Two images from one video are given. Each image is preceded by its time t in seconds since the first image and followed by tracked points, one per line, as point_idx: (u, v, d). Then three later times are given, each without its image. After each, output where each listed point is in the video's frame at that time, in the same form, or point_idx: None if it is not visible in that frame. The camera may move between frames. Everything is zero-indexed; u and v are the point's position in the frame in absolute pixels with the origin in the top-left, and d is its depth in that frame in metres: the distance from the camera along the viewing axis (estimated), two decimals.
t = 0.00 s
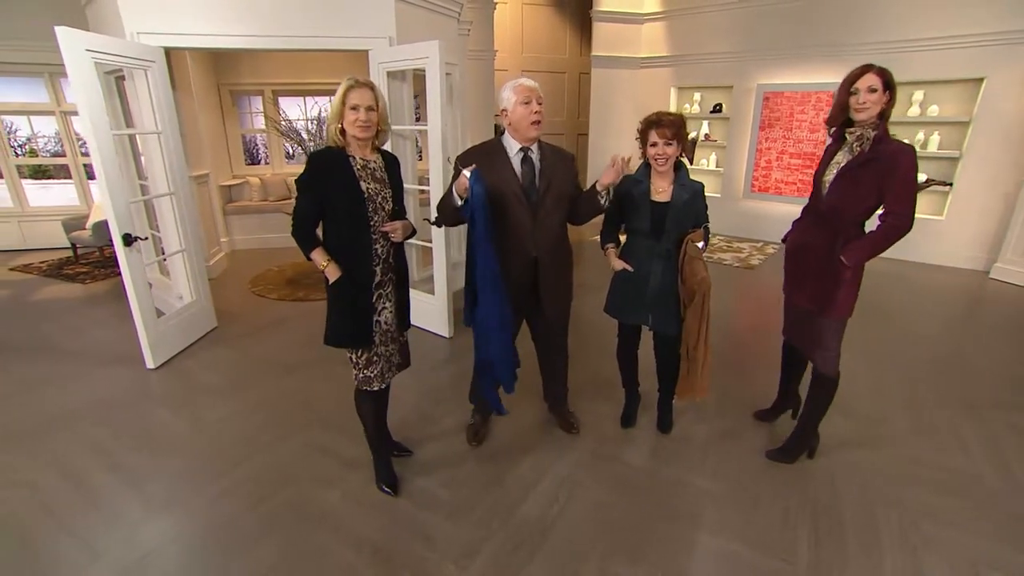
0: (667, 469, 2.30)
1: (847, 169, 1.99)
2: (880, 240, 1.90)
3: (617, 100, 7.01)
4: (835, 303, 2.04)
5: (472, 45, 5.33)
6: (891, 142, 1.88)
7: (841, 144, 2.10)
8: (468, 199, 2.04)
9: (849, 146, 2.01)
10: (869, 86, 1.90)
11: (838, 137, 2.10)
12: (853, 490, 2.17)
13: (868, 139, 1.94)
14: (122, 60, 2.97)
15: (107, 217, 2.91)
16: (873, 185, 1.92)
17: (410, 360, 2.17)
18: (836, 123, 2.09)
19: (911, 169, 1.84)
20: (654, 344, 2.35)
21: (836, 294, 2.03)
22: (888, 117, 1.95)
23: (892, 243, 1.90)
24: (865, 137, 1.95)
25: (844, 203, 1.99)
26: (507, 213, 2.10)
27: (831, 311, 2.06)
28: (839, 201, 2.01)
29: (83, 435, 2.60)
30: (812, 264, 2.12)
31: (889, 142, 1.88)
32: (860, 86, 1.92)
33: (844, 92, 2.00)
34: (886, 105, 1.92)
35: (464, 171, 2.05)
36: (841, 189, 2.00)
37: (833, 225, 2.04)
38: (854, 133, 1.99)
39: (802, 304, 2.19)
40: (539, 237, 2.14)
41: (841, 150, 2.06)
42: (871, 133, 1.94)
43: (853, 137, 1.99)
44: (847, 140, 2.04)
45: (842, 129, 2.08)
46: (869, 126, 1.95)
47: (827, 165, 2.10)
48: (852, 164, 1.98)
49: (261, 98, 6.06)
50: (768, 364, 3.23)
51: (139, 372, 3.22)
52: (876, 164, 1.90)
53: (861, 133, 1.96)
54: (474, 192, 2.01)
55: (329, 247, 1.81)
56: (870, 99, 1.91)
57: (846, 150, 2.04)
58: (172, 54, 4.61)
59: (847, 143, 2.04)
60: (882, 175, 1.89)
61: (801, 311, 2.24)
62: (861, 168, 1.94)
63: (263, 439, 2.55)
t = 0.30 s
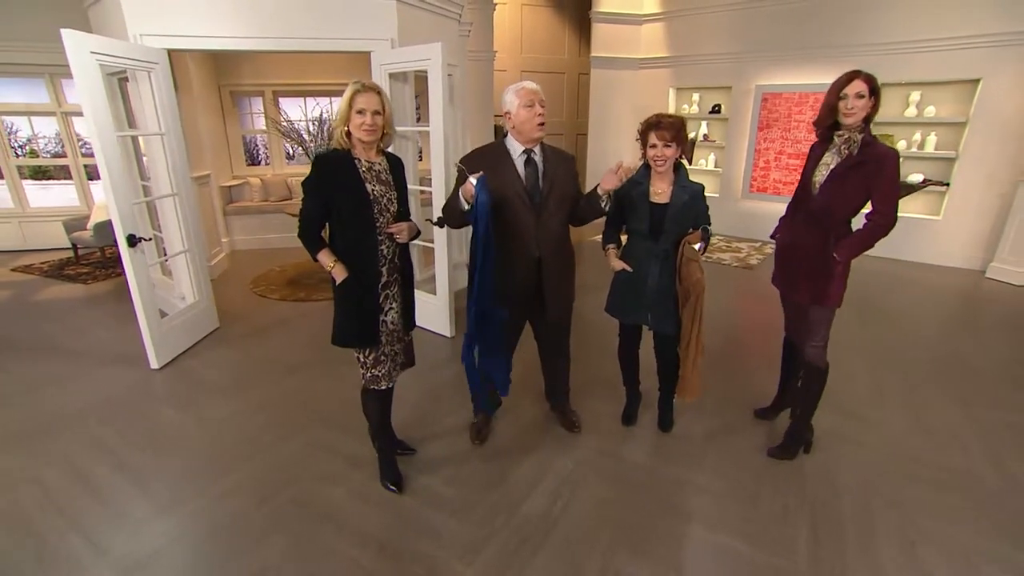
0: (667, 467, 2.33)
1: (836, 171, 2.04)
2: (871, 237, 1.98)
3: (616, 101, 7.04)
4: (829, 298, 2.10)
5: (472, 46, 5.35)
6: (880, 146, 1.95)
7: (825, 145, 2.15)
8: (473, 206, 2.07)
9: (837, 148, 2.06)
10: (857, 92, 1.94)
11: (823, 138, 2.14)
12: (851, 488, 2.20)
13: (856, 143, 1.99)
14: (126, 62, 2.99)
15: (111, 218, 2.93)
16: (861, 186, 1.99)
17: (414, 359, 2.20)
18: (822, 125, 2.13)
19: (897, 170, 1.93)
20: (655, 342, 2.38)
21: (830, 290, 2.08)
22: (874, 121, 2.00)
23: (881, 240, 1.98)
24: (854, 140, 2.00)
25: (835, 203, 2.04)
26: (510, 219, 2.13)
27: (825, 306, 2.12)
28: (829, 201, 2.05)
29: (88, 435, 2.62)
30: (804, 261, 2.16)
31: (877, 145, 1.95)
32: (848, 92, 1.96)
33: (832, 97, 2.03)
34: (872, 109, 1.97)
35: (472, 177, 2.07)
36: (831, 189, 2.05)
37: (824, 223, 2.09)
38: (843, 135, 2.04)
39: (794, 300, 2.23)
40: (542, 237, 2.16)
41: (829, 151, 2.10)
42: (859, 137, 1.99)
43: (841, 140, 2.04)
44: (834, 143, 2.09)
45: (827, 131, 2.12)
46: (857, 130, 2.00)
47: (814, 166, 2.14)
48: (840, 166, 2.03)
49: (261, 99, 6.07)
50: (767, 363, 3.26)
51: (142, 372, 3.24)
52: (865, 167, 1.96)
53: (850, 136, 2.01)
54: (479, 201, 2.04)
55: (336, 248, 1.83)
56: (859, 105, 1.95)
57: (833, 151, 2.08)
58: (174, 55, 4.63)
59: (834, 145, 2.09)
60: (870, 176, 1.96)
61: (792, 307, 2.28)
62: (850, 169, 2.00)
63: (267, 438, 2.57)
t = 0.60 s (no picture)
0: (662, 465, 2.36)
1: (824, 172, 2.09)
2: (861, 235, 2.06)
3: (608, 101, 7.08)
4: (822, 293, 2.15)
5: (465, 47, 5.36)
6: (865, 148, 2.03)
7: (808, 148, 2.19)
8: (473, 212, 2.09)
9: (825, 149, 2.11)
10: (841, 96, 2.02)
11: (805, 142, 2.19)
12: (842, 482, 2.25)
13: (843, 144, 2.07)
14: (118, 63, 2.98)
15: (105, 221, 2.92)
16: (850, 187, 2.05)
17: (415, 359, 2.22)
18: (805, 128, 2.18)
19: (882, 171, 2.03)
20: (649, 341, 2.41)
21: (823, 285, 2.14)
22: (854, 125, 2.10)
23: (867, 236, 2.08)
24: (840, 142, 2.08)
25: (827, 203, 2.08)
26: (508, 223, 2.16)
27: (818, 300, 2.17)
28: (821, 201, 2.09)
29: (82, 437, 2.61)
30: (796, 260, 2.19)
31: (864, 147, 2.03)
32: (833, 97, 2.03)
33: (817, 101, 2.09)
34: (854, 113, 2.06)
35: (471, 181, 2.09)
36: (821, 190, 2.09)
37: (815, 222, 2.13)
38: (829, 137, 2.11)
39: (784, 297, 2.26)
40: (539, 237, 2.19)
41: (814, 153, 2.15)
42: (845, 139, 2.07)
43: (828, 142, 2.10)
44: (818, 146, 2.14)
45: (811, 133, 2.17)
46: (841, 133, 2.09)
47: (801, 168, 2.17)
48: (828, 167, 2.08)
49: (253, 100, 6.05)
50: (759, 361, 3.31)
51: (136, 374, 3.22)
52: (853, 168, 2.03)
53: (836, 138, 2.08)
54: (479, 210, 2.07)
55: (335, 250, 1.84)
56: (843, 109, 2.03)
57: (820, 153, 2.13)
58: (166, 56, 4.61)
59: (819, 147, 2.14)
60: (859, 177, 2.03)
61: (785, 308, 2.29)
62: (839, 170, 2.06)
63: (264, 440, 2.57)
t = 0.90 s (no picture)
0: (652, 460, 2.40)
1: (805, 172, 2.15)
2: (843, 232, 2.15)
3: (591, 102, 7.14)
4: (806, 288, 2.23)
5: (449, 48, 5.36)
6: (844, 149, 2.11)
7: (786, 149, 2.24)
8: (479, 223, 2.10)
9: (806, 150, 2.17)
10: (817, 100, 2.08)
11: (783, 144, 2.25)
12: (825, 473, 2.31)
13: (823, 145, 2.13)
14: (97, 64, 2.93)
15: (86, 225, 2.88)
16: (832, 186, 2.12)
17: (406, 361, 2.22)
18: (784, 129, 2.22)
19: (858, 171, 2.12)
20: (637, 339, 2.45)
21: (808, 281, 2.21)
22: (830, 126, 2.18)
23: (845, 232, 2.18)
24: (819, 143, 2.14)
25: (811, 202, 2.14)
26: (508, 231, 2.17)
27: (801, 295, 2.25)
28: (806, 200, 2.15)
29: (65, 445, 2.56)
30: (782, 258, 2.24)
31: (843, 147, 2.11)
32: (809, 101, 2.09)
33: (795, 103, 2.14)
34: (830, 115, 2.13)
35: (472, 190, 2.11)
36: (805, 189, 2.14)
37: (800, 221, 2.18)
38: (808, 138, 2.16)
39: (769, 293, 2.31)
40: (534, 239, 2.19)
41: (795, 153, 2.19)
42: (824, 140, 2.14)
43: (809, 143, 2.15)
44: (798, 148, 2.19)
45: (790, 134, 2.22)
46: (818, 134, 2.16)
47: (783, 168, 2.21)
48: (810, 167, 2.14)
49: (234, 101, 5.97)
50: (744, 357, 3.37)
51: (119, 380, 3.17)
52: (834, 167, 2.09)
53: (816, 139, 2.14)
54: (489, 223, 2.08)
55: (326, 252, 1.84)
56: (819, 113, 2.08)
57: (802, 153, 2.18)
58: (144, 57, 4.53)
59: (800, 148, 2.19)
60: (839, 176, 2.10)
61: (773, 305, 2.32)
62: (821, 171, 2.12)
63: (253, 444, 2.55)
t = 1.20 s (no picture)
0: (643, 455, 2.44)
1: (788, 172, 2.21)
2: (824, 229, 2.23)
3: (574, 102, 7.19)
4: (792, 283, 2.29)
5: (432, 48, 5.35)
6: (823, 148, 2.18)
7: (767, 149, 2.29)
8: (479, 226, 2.11)
9: (788, 151, 2.23)
10: (795, 103, 2.13)
11: (763, 145, 2.30)
12: (809, 463, 2.37)
13: (804, 146, 2.20)
14: (73, 65, 2.87)
15: (64, 229, 2.82)
16: (814, 184, 2.19)
17: (398, 361, 2.23)
18: (765, 130, 2.27)
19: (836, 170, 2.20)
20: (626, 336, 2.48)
21: (793, 276, 2.28)
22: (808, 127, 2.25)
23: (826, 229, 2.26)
24: (800, 144, 2.21)
25: (795, 201, 2.21)
26: (505, 235, 2.18)
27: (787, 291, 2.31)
28: (790, 199, 2.21)
29: (47, 455, 2.51)
30: (769, 255, 2.29)
31: (823, 148, 2.18)
32: (788, 104, 2.15)
33: (775, 106, 2.20)
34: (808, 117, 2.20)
35: (469, 193, 2.09)
36: (790, 188, 2.20)
37: (785, 219, 2.24)
38: (789, 139, 2.22)
39: (756, 290, 2.36)
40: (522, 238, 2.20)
41: (778, 154, 2.25)
42: (804, 141, 2.21)
43: (790, 144, 2.22)
44: (778, 148, 2.25)
45: (771, 135, 2.27)
46: (798, 135, 2.22)
47: (766, 168, 2.25)
48: (793, 167, 2.20)
49: (214, 102, 5.88)
50: (729, 353, 3.44)
51: (101, 387, 3.11)
52: (816, 166, 2.17)
53: (796, 140, 2.21)
54: (490, 227, 2.10)
55: (317, 254, 1.83)
56: (798, 114, 2.15)
57: (784, 154, 2.23)
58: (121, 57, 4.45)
59: (781, 148, 2.24)
60: (821, 175, 2.18)
61: (760, 301, 2.37)
62: (804, 170, 2.19)
63: (243, 448, 2.53)
